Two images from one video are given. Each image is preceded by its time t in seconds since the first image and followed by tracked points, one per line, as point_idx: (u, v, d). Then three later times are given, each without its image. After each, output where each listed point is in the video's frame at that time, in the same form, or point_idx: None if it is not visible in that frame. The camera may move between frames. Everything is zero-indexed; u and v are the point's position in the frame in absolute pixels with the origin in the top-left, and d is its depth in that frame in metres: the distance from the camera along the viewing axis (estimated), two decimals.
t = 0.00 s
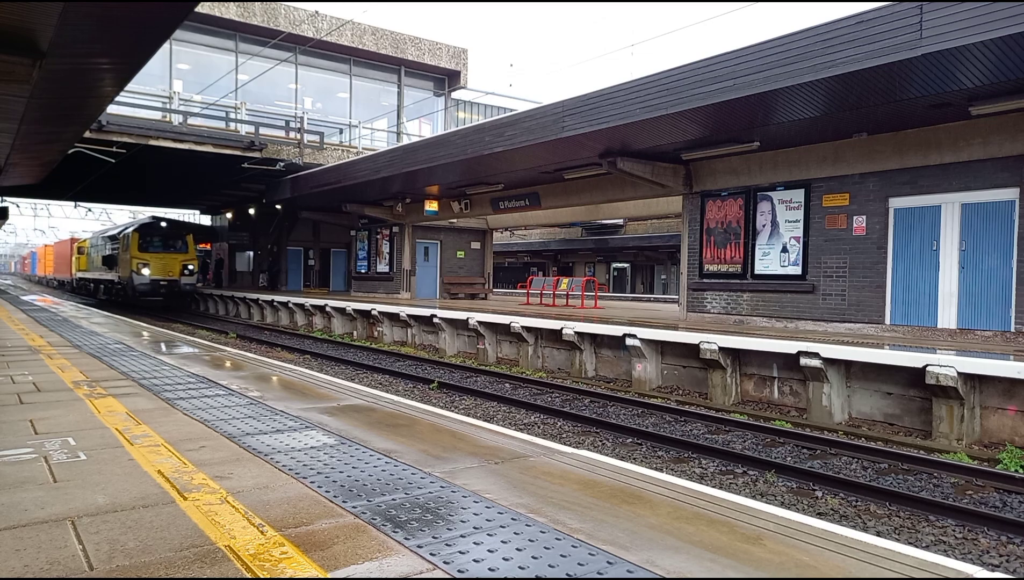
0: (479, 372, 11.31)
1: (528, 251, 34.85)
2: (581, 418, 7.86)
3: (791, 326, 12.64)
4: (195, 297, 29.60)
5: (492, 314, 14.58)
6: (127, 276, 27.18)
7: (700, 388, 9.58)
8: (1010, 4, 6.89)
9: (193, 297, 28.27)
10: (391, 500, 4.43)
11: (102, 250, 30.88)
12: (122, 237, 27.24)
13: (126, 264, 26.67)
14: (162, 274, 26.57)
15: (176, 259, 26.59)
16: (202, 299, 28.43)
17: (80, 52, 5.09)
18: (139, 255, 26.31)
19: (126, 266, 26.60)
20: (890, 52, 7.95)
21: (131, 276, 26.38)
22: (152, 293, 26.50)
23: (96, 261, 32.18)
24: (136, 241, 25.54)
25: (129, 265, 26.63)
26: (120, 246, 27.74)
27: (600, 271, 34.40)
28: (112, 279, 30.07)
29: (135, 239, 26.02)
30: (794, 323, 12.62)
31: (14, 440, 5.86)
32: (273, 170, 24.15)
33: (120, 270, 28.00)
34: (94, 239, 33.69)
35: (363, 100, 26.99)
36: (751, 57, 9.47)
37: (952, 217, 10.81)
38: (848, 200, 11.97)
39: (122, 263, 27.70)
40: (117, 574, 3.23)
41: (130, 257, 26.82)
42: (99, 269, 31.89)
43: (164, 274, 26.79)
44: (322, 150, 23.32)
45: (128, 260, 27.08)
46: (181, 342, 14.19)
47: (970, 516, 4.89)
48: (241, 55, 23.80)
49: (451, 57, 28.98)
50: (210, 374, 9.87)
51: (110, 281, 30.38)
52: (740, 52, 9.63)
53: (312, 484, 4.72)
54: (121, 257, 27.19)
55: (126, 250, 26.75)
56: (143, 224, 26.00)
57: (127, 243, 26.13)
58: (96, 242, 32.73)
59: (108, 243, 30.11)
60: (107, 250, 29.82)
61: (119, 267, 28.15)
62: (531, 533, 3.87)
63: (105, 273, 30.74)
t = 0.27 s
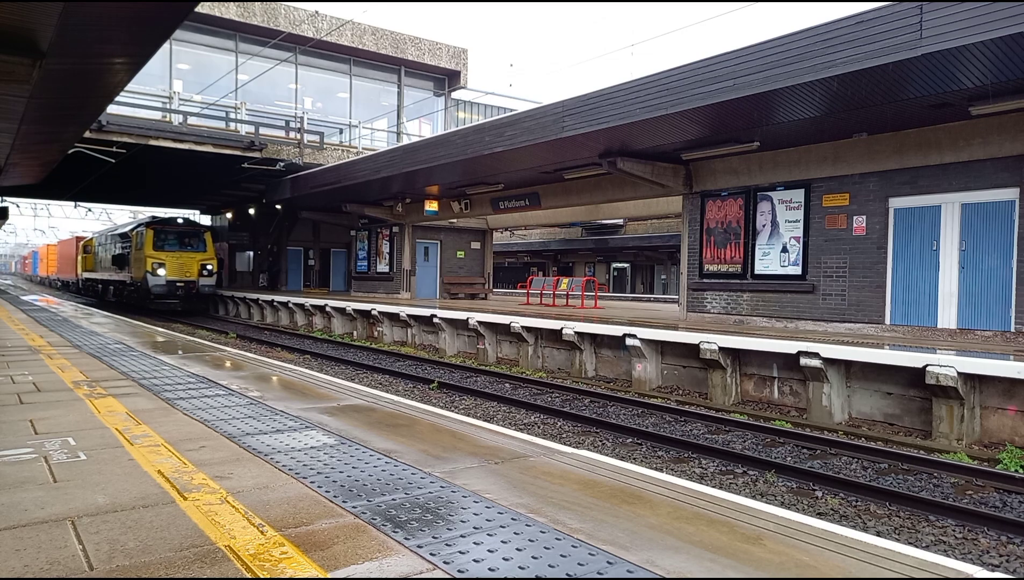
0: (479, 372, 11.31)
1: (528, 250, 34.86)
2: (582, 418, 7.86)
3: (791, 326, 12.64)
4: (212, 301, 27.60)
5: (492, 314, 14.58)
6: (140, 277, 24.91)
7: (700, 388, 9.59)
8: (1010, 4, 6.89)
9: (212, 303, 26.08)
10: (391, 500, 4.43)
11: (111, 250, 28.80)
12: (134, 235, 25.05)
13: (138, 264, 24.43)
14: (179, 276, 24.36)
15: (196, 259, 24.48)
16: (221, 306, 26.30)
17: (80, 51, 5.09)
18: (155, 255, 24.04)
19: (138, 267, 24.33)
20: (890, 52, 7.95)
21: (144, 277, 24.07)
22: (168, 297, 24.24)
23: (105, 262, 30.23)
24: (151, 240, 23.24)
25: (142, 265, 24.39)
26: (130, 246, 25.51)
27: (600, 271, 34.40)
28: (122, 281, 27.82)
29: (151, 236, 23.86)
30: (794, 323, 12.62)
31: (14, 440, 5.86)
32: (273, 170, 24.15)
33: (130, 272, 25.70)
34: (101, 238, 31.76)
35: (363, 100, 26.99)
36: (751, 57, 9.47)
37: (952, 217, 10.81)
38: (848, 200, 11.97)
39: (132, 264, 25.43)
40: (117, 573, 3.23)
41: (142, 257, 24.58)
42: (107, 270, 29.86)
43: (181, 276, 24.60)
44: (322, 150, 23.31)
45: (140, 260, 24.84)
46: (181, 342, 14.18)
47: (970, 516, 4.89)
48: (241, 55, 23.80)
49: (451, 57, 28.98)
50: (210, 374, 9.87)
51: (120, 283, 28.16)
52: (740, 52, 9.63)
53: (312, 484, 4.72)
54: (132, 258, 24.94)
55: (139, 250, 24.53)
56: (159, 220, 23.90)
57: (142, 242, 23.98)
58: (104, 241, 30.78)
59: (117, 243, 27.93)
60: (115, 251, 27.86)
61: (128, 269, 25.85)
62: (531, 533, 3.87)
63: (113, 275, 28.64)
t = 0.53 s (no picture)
0: (479, 372, 11.31)
1: (527, 250, 34.86)
2: (582, 418, 7.85)
3: (791, 326, 12.64)
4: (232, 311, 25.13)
5: (492, 314, 14.58)
6: (151, 280, 21.75)
7: (700, 388, 9.59)
8: (1010, 4, 6.89)
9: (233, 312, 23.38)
10: (391, 500, 4.43)
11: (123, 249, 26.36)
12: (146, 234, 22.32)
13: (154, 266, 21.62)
14: (201, 279, 21.51)
15: (218, 259, 21.45)
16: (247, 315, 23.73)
17: (79, 51, 5.08)
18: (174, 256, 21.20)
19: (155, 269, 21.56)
20: (890, 53, 7.95)
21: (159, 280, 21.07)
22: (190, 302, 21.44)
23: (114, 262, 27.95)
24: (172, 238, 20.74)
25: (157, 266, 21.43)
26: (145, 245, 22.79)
27: (600, 271, 34.41)
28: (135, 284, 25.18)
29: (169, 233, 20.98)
30: (794, 323, 12.62)
31: (14, 440, 5.86)
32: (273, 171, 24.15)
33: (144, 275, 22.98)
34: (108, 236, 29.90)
35: (363, 100, 26.99)
36: (751, 56, 9.47)
37: (952, 217, 10.81)
38: (848, 200, 11.97)
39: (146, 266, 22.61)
40: (117, 573, 3.23)
41: (155, 256, 21.54)
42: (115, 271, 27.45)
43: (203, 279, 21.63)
44: (322, 150, 23.30)
45: (153, 260, 21.79)
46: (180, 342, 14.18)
47: (970, 517, 4.89)
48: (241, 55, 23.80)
49: (451, 56, 28.98)
50: (210, 374, 9.86)
51: (133, 285, 25.58)
52: (741, 52, 9.62)
53: (312, 484, 4.72)
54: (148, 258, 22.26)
55: (153, 249, 21.61)
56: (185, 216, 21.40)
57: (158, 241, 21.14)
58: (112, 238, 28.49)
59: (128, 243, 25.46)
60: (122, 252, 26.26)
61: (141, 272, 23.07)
62: (531, 533, 3.87)
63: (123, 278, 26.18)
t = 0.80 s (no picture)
0: (479, 372, 11.31)
1: (527, 250, 34.86)
2: (582, 418, 7.85)
3: (791, 326, 12.64)
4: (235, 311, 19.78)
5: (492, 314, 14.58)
6: (171, 282, 19.49)
7: (700, 388, 9.59)
8: (1010, 4, 6.90)
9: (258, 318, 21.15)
10: (391, 500, 4.43)
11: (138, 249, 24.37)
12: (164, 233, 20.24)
13: (173, 267, 19.39)
14: (225, 280, 19.29)
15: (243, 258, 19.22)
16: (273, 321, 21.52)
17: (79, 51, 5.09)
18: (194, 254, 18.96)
19: (174, 270, 19.30)
20: (891, 52, 7.95)
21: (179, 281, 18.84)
22: (214, 305, 19.18)
23: (127, 262, 25.90)
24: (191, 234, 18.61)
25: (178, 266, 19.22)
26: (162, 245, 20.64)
27: (600, 271, 34.41)
28: (151, 287, 22.98)
29: (191, 229, 18.89)
30: (794, 323, 12.62)
31: (14, 440, 5.86)
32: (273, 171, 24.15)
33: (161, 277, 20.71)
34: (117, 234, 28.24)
35: (363, 100, 26.99)
36: (751, 56, 9.47)
37: (952, 217, 10.81)
38: (848, 200, 11.96)
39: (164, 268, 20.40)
40: (117, 574, 3.24)
41: (174, 256, 19.37)
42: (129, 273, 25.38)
43: (227, 279, 19.39)
44: (322, 150, 23.29)
45: (172, 260, 19.59)
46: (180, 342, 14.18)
47: (970, 517, 4.88)
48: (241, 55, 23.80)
49: (451, 56, 28.98)
50: (210, 374, 9.86)
51: (148, 289, 23.36)
52: (741, 51, 9.62)
53: (312, 484, 4.72)
54: (164, 256, 20.06)
55: (174, 248, 19.44)
56: (210, 210, 19.32)
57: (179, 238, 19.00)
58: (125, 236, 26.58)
59: (144, 244, 23.42)
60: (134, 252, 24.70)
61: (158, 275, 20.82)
62: (531, 533, 3.88)
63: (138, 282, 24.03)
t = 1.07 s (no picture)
0: (479, 372, 11.31)
1: (527, 251, 34.86)
2: (581, 418, 7.86)
3: (791, 326, 12.64)
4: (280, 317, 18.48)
5: (493, 314, 14.58)
6: (196, 284, 17.91)
7: (700, 388, 9.58)
8: (1009, 4, 6.90)
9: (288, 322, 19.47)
10: (392, 500, 4.43)
11: (155, 248, 22.82)
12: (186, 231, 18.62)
13: (198, 267, 17.79)
14: (255, 281, 17.73)
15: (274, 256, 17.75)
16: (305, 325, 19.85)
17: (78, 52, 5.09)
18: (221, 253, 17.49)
19: (199, 270, 17.71)
20: (890, 52, 7.94)
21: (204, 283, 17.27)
22: (242, 309, 17.61)
23: (142, 262, 24.26)
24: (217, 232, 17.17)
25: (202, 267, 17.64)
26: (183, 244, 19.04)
27: (600, 271, 34.40)
28: (170, 289, 21.43)
29: (217, 226, 17.35)
30: (794, 323, 12.62)
31: (14, 440, 5.86)
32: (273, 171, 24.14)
33: (181, 280, 19.05)
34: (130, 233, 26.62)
35: (363, 100, 26.99)
36: (751, 56, 9.47)
37: (952, 217, 10.81)
38: (848, 200, 11.96)
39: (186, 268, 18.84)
40: (117, 574, 3.24)
41: (198, 255, 17.76)
42: (144, 273, 23.74)
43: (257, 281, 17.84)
44: (322, 150, 23.28)
45: (196, 260, 17.98)
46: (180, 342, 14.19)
47: (970, 516, 4.89)
48: (241, 55, 23.79)
49: (451, 57, 29.00)
50: (210, 374, 9.86)
51: (167, 290, 21.81)
52: (741, 52, 9.62)
53: (312, 484, 4.72)
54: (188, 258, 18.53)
55: (198, 247, 17.81)
56: (237, 205, 17.77)
57: (204, 236, 17.41)
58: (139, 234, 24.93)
59: (161, 242, 21.87)
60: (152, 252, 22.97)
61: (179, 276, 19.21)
62: (532, 533, 3.87)
63: (157, 284, 22.32)
